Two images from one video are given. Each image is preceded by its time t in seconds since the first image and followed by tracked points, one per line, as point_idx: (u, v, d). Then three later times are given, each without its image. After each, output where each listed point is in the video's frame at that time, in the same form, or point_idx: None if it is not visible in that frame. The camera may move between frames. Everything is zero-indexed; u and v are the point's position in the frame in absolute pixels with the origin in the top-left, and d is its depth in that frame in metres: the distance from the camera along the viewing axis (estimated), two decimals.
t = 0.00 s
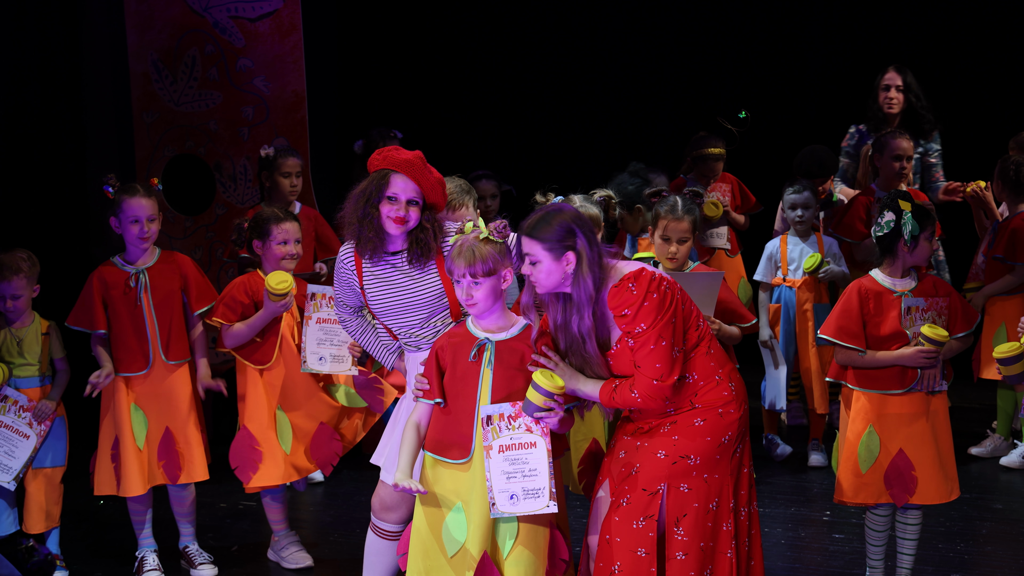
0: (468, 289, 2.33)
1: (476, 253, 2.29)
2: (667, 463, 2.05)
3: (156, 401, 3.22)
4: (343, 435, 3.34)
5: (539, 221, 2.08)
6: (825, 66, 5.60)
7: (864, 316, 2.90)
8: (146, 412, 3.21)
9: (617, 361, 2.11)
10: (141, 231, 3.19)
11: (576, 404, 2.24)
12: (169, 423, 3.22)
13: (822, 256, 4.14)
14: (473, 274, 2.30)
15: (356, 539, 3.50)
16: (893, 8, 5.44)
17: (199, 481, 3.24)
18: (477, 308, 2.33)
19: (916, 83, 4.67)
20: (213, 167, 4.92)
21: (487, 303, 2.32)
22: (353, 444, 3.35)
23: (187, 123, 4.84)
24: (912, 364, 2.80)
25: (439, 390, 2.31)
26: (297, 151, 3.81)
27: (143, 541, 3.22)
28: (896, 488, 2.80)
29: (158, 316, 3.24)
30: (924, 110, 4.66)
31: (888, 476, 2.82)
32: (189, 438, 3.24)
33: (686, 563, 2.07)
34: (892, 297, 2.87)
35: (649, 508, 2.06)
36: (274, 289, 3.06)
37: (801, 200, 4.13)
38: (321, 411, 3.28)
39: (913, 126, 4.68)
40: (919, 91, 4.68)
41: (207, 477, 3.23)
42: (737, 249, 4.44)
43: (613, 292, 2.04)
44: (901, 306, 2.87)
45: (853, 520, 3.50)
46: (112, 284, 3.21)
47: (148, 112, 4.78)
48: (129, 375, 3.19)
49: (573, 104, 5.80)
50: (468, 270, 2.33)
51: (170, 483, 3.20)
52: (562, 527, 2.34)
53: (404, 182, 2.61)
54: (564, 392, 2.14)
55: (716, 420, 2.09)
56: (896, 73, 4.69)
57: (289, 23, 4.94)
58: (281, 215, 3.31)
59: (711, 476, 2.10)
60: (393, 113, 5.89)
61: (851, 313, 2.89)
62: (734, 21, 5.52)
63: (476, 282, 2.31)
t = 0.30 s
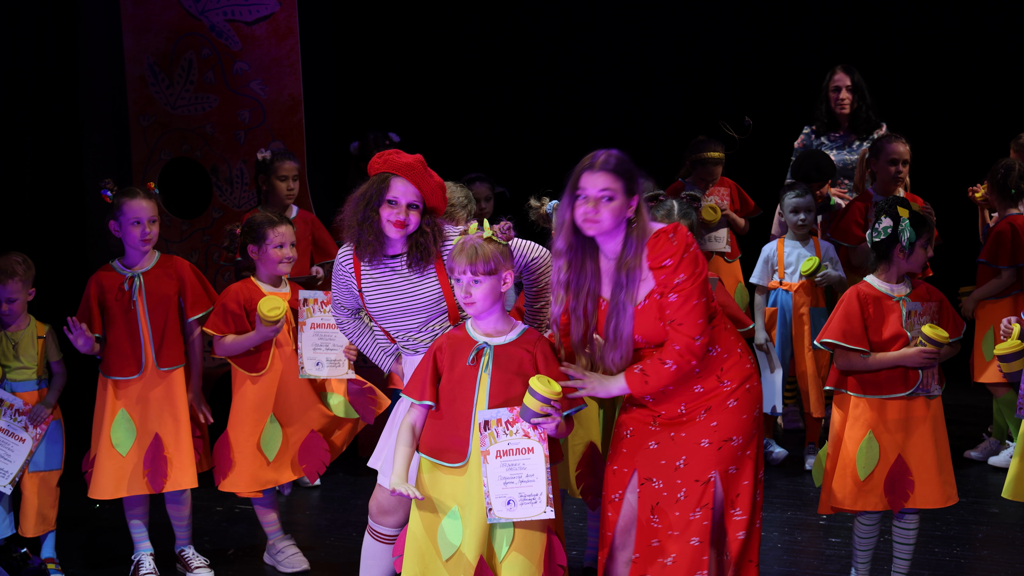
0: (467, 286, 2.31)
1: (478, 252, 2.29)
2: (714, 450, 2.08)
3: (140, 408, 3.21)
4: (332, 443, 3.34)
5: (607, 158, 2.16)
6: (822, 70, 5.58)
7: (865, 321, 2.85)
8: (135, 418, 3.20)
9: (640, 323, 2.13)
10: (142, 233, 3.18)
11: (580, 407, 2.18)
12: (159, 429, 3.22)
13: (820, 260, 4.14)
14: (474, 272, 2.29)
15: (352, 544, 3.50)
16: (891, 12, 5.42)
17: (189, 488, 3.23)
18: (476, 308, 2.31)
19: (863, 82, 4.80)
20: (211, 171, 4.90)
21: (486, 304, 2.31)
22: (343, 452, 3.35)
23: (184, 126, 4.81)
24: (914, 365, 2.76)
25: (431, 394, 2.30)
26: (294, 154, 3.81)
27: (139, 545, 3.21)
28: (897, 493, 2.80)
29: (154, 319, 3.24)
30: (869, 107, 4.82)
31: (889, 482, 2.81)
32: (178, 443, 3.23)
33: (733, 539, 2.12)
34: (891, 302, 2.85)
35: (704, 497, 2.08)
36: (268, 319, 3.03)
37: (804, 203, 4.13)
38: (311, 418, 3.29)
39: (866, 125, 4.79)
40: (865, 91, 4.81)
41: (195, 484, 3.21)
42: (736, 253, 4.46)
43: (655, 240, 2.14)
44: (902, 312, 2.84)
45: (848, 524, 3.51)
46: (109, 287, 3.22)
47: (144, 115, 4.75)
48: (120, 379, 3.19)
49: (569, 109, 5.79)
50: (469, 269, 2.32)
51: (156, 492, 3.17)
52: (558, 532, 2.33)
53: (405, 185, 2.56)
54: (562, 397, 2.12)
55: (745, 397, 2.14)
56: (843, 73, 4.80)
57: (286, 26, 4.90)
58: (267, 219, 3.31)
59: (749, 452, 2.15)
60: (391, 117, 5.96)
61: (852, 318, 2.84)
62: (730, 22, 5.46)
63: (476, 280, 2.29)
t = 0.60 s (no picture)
0: (466, 290, 2.31)
1: (478, 256, 2.29)
2: (776, 444, 1.92)
3: (136, 412, 3.20)
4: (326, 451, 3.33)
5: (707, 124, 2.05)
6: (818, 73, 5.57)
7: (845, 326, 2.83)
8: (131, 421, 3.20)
9: (698, 287, 1.98)
10: (147, 239, 3.19)
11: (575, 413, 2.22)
12: (154, 433, 3.21)
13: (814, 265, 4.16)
14: (473, 276, 2.29)
15: (348, 547, 3.49)
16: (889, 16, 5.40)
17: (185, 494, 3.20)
18: (473, 312, 2.31)
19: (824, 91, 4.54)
20: (206, 174, 4.96)
21: (483, 310, 2.30)
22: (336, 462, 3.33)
23: (180, 129, 4.83)
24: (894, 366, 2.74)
25: (423, 400, 2.31)
26: (290, 158, 3.82)
27: (135, 548, 3.20)
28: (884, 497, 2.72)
29: (151, 323, 3.25)
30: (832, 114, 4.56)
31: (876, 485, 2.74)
32: (175, 447, 3.22)
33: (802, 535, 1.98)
34: (871, 307, 2.82)
35: (776, 493, 1.91)
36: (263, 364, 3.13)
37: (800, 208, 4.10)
38: (305, 426, 3.28)
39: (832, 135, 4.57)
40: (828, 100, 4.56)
41: (192, 489, 3.20)
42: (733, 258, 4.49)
43: (729, 211, 2.05)
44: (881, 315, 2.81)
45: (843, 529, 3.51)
46: (106, 290, 3.21)
47: (141, 118, 4.77)
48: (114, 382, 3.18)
49: (566, 112, 5.78)
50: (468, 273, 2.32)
51: (153, 495, 3.14)
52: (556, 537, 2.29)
53: (413, 187, 2.50)
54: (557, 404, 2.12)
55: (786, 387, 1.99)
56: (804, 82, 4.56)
57: (283, 30, 4.91)
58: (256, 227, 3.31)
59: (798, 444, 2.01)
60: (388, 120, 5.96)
61: (830, 323, 2.81)
62: (728, 25, 5.43)
63: (475, 284, 2.29)
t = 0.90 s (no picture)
0: (460, 294, 2.30)
1: (471, 260, 2.28)
2: (866, 458, 1.96)
3: (127, 414, 3.22)
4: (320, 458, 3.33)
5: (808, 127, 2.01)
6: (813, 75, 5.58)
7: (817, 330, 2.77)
8: (123, 425, 3.21)
9: (826, 291, 1.95)
10: (142, 242, 3.20)
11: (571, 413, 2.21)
12: (145, 437, 3.21)
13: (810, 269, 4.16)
14: (467, 280, 2.27)
15: (343, 550, 3.49)
16: (885, 18, 5.41)
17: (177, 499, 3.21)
18: (468, 316, 2.30)
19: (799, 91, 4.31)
20: (202, 176, 4.95)
21: (478, 312, 2.29)
22: (331, 470, 3.33)
23: (176, 131, 4.83)
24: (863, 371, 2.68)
25: (418, 403, 2.29)
26: (286, 160, 3.82)
27: (130, 550, 3.20)
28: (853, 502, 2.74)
29: (145, 327, 3.25)
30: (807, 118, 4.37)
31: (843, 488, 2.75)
32: (166, 453, 3.21)
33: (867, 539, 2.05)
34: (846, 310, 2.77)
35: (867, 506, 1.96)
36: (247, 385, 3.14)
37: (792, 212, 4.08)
38: (299, 429, 3.29)
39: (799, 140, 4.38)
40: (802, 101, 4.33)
41: (184, 495, 3.20)
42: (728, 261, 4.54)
43: (833, 210, 2.05)
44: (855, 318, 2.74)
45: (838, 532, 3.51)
46: (101, 292, 3.22)
47: (136, 120, 4.78)
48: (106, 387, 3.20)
49: (564, 115, 5.82)
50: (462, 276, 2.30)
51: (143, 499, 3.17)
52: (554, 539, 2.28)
53: (419, 192, 2.43)
54: (551, 405, 2.13)
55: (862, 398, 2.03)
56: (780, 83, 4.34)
57: (278, 32, 4.97)
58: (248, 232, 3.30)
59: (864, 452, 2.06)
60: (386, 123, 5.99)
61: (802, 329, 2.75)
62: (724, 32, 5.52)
63: (469, 288, 2.28)
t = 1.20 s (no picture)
0: (455, 297, 2.29)
1: (466, 262, 2.27)
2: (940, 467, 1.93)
3: (128, 414, 3.21)
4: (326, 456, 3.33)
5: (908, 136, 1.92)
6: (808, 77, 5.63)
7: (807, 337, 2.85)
8: (123, 425, 3.21)
9: (930, 301, 1.86)
10: (137, 245, 3.21)
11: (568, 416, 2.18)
12: (145, 437, 3.21)
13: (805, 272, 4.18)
14: (462, 282, 2.26)
15: (338, 552, 3.49)
16: (880, 22, 5.43)
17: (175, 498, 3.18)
18: (463, 318, 2.29)
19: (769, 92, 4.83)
20: (197, 178, 4.91)
21: (473, 315, 2.29)
22: (338, 468, 3.34)
23: (172, 133, 4.81)
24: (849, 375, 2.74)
25: (415, 405, 2.27)
26: (281, 162, 3.83)
27: (125, 552, 3.20)
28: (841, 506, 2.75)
29: (145, 327, 3.25)
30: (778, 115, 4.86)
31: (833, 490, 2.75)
32: (165, 452, 3.21)
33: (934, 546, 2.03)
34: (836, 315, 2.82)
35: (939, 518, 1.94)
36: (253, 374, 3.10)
37: (787, 215, 4.10)
38: (303, 427, 3.29)
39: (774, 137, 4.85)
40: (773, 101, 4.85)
41: (181, 494, 3.17)
42: (725, 263, 4.59)
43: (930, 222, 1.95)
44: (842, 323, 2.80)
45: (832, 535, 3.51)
46: (101, 294, 3.24)
47: (132, 122, 4.77)
48: (106, 388, 3.21)
49: (563, 118, 5.91)
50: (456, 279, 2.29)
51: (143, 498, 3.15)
52: (550, 540, 2.25)
53: (414, 199, 2.43)
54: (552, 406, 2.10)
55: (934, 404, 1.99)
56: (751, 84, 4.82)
57: (274, 34, 4.89)
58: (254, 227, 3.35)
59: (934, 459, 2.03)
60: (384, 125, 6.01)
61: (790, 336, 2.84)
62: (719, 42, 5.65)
63: (464, 291, 2.27)
